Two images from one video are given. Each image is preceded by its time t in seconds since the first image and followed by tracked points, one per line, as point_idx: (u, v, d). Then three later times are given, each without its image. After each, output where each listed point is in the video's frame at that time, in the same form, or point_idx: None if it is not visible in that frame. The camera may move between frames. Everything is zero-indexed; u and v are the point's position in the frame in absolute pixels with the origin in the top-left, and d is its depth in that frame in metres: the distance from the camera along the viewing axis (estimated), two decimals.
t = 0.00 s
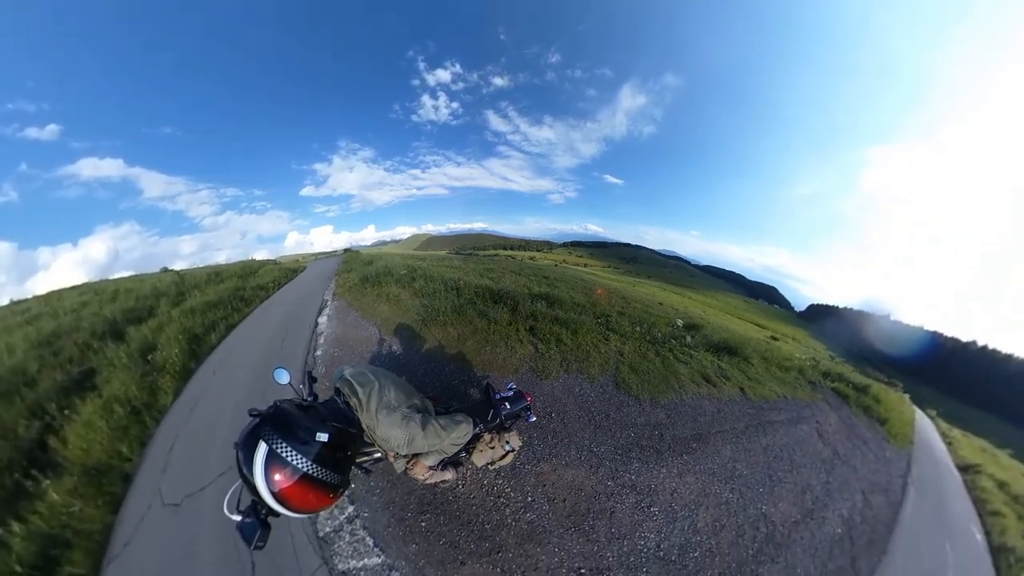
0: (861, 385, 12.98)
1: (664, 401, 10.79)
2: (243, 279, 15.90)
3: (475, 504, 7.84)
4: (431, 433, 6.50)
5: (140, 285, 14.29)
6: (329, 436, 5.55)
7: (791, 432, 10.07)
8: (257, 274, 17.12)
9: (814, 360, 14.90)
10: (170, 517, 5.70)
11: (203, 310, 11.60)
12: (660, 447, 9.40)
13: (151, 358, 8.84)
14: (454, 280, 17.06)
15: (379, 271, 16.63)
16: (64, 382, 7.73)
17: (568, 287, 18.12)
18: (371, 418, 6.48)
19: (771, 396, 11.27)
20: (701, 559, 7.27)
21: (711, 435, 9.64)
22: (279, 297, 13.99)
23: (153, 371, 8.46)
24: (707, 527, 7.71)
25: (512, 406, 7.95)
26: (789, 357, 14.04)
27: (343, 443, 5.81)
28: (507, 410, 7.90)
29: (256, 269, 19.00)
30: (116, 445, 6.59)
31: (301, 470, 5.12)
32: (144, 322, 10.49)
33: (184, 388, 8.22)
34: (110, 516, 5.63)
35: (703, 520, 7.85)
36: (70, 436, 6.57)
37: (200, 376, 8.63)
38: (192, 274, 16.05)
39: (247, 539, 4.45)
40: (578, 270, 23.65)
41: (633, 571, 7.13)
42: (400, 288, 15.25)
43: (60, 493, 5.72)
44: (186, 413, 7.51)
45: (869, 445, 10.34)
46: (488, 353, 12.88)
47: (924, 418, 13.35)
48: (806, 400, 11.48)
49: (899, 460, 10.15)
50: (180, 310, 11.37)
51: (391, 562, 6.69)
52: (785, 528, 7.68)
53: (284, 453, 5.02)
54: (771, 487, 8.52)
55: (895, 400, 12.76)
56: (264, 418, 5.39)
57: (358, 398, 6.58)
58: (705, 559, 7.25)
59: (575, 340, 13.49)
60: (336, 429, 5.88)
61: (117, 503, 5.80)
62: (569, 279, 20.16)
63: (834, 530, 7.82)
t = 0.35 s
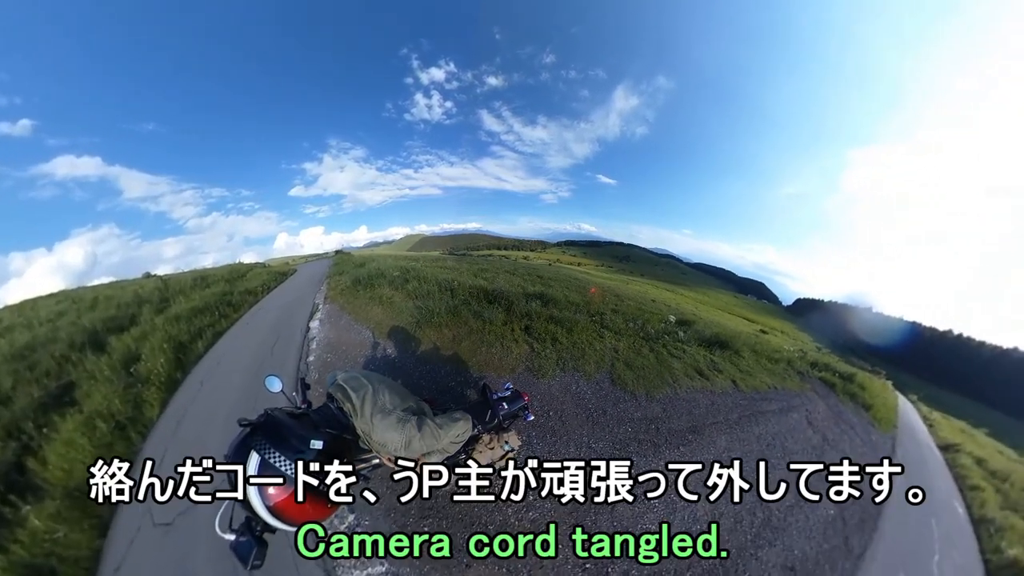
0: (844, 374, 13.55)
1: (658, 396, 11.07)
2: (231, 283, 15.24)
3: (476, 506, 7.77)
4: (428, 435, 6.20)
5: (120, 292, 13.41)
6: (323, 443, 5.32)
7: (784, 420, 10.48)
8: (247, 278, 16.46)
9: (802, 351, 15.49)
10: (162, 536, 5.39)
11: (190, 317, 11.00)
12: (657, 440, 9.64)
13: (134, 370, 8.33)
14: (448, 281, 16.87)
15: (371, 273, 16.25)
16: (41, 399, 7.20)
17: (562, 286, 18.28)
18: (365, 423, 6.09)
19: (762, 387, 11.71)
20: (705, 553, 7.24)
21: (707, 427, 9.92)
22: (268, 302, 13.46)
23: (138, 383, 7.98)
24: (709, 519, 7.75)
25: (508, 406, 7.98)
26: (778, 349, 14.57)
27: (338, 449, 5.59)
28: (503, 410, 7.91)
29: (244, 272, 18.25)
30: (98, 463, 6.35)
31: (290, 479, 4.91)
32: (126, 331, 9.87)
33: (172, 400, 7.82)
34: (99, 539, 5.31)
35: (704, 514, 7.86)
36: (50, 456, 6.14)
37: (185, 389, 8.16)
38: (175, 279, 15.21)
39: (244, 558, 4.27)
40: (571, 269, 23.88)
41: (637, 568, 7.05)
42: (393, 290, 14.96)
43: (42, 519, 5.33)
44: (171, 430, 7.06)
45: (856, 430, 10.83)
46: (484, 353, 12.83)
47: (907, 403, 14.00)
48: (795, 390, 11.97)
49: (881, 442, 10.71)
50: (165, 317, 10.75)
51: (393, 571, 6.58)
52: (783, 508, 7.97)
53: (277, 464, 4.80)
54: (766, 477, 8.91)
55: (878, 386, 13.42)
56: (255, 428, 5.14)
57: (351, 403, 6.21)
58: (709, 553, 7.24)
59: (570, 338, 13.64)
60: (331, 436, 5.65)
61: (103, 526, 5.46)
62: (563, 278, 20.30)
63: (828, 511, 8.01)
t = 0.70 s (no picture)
0: (831, 362, 14.54)
1: (653, 390, 11.39)
2: (217, 288, 14.53)
3: (478, 508, 7.65)
4: (421, 441, 5.82)
5: (94, 300, 12.55)
6: (313, 448, 5.11)
7: (776, 410, 10.93)
8: (233, 282, 15.73)
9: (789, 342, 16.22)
10: (154, 562, 5.06)
11: (174, 325, 10.37)
12: (654, 433, 9.89)
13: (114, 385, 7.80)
14: (442, 282, 16.65)
15: (363, 275, 15.81)
16: (13, 419, 6.65)
17: (555, 285, 18.46)
18: (356, 429, 5.71)
19: (753, 378, 12.23)
20: (705, 553, 7.05)
21: (702, 418, 10.27)
22: (256, 307, 12.90)
23: (120, 399, 7.49)
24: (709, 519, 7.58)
25: (506, 406, 8.05)
26: (766, 341, 15.22)
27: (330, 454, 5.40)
28: (502, 410, 7.96)
29: (229, 276, 17.44)
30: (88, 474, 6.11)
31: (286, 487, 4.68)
32: (104, 343, 9.26)
33: (157, 414, 7.40)
34: (87, 568, 4.98)
35: (704, 514, 7.66)
36: (25, 482, 5.66)
37: (171, 402, 7.75)
38: (154, 285, 14.36)
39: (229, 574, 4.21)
40: (563, 268, 24.13)
41: (637, 568, 6.90)
42: (386, 292, 14.63)
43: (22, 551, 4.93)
44: (159, 444, 6.71)
45: (841, 417, 11.38)
46: (480, 354, 12.76)
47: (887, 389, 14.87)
48: (784, 380, 12.53)
49: (866, 427, 11.28)
50: (146, 326, 10.12)
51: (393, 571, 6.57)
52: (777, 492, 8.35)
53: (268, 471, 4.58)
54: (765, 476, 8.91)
55: (859, 374, 14.31)
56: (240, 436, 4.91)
57: (341, 407, 5.86)
58: (709, 553, 7.06)
59: (565, 337, 13.80)
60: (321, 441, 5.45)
61: (91, 554, 5.11)
62: (556, 277, 20.48)
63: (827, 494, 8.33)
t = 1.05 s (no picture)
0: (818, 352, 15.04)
1: (649, 385, 11.67)
2: (203, 295, 13.98)
3: (481, 509, 7.60)
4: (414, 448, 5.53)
5: (68, 309, 11.88)
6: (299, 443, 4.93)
7: (770, 400, 11.30)
8: (220, 288, 15.16)
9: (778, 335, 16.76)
10: None
11: (159, 334, 9.98)
12: (651, 428, 10.10)
13: (96, 399, 7.42)
14: (436, 283, 16.44)
15: (355, 278, 15.42)
16: None
17: (550, 284, 18.58)
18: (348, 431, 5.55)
19: (744, 370, 12.65)
20: (705, 553, 6.95)
21: (697, 411, 10.58)
22: (245, 314, 12.51)
23: (102, 414, 7.14)
24: (709, 520, 7.48)
25: (504, 407, 8.02)
26: (756, 334, 15.73)
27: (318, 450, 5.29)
28: (499, 411, 7.94)
29: (216, 281, 16.78)
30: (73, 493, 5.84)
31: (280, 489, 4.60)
32: (82, 355, 8.84)
33: (141, 429, 7.10)
34: None
35: (704, 514, 7.59)
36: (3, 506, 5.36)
37: (160, 411, 7.49)
38: (135, 293, 13.76)
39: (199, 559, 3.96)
40: (558, 267, 24.26)
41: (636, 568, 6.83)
42: (379, 294, 14.32)
43: None
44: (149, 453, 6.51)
45: (830, 405, 11.84)
46: (476, 355, 12.67)
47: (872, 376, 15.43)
48: (774, 371, 13.00)
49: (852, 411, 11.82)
50: (128, 336, 9.69)
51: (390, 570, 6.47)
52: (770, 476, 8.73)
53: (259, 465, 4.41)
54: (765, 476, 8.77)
55: (847, 363, 14.81)
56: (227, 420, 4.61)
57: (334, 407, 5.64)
58: (709, 553, 6.95)
59: (560, 335, 13.93)
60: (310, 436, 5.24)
61: None
62: (550, 276, 20.58)
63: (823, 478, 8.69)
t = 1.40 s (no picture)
0: (804, 342, 15.66)
1: (644, 379, 11.98)
2: (186, 302, 13.40)
3: (484, 510, 7.56)
4: (404, 454, 5.20)
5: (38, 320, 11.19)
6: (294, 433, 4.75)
7: (761, 391, 11.73)
8: (205, 294, 14.56)
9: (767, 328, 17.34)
10: None
11: (141, 346, 9.58)
12: (647, 421, 10.35)
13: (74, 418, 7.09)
14: (429, 285, 16.19)
15: (346, 281, 14.99)
16: None
17: (544, 284, 18.68)
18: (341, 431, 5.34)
19: (735, 361, 13.13)
20: (705, 553, 7.02)
21: (692, 403, 10.93)
22: (230, 323, 12.04)
23: (81, 433, 6.83)
24: (709, 520, 7.54)
25: (502, 407, 7.83)
26: (745, 328, 16.33)
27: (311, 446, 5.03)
28: (498, 412, 7.75)
29: (200, 287, 16.14)
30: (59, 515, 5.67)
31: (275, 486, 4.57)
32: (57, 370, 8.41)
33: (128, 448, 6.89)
34: None
35: (704, 514, 7.64)
36: None
37: (145, 428, 7.28)
38: (112, 302, 13.11)
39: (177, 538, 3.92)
40: (553, 267, 24.30)
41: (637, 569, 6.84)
42: (371, 298, 13.96)
43: None
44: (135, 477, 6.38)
45: (819, 392, 12.33)
46: (472, 356, 12.58)
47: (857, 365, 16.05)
48: (762, 362, 13.54)
49: (839, 398, 12.31)
50: (107, 348, 9.28)
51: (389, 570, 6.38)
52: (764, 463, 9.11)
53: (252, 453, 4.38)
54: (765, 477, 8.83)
55: (833, 353, 15.39)
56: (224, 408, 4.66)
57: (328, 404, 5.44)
58: (709, 553, 7.02)
59: (555, 334, 14.06)
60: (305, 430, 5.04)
61: None
62: (544, 276, 20.66)
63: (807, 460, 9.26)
